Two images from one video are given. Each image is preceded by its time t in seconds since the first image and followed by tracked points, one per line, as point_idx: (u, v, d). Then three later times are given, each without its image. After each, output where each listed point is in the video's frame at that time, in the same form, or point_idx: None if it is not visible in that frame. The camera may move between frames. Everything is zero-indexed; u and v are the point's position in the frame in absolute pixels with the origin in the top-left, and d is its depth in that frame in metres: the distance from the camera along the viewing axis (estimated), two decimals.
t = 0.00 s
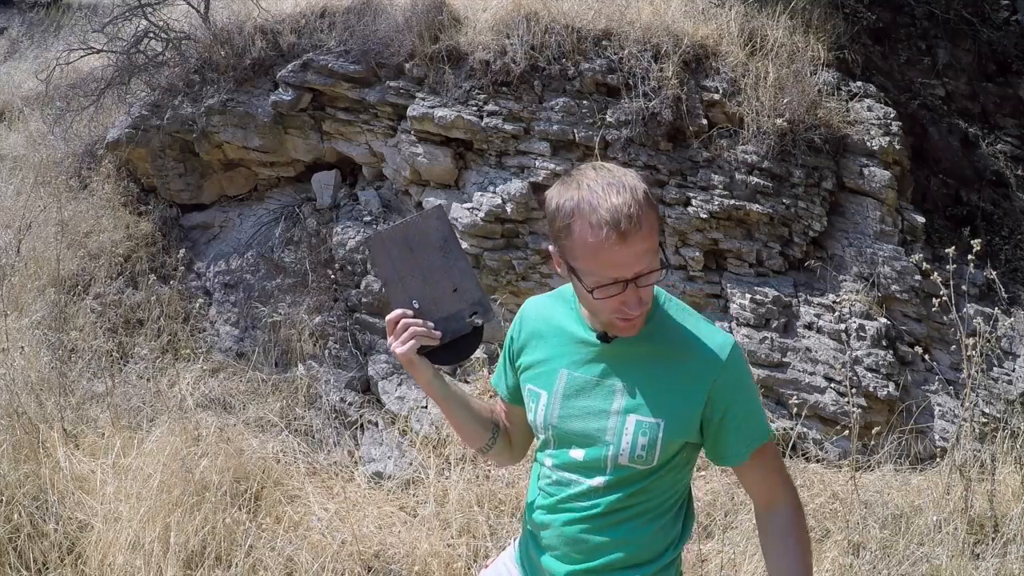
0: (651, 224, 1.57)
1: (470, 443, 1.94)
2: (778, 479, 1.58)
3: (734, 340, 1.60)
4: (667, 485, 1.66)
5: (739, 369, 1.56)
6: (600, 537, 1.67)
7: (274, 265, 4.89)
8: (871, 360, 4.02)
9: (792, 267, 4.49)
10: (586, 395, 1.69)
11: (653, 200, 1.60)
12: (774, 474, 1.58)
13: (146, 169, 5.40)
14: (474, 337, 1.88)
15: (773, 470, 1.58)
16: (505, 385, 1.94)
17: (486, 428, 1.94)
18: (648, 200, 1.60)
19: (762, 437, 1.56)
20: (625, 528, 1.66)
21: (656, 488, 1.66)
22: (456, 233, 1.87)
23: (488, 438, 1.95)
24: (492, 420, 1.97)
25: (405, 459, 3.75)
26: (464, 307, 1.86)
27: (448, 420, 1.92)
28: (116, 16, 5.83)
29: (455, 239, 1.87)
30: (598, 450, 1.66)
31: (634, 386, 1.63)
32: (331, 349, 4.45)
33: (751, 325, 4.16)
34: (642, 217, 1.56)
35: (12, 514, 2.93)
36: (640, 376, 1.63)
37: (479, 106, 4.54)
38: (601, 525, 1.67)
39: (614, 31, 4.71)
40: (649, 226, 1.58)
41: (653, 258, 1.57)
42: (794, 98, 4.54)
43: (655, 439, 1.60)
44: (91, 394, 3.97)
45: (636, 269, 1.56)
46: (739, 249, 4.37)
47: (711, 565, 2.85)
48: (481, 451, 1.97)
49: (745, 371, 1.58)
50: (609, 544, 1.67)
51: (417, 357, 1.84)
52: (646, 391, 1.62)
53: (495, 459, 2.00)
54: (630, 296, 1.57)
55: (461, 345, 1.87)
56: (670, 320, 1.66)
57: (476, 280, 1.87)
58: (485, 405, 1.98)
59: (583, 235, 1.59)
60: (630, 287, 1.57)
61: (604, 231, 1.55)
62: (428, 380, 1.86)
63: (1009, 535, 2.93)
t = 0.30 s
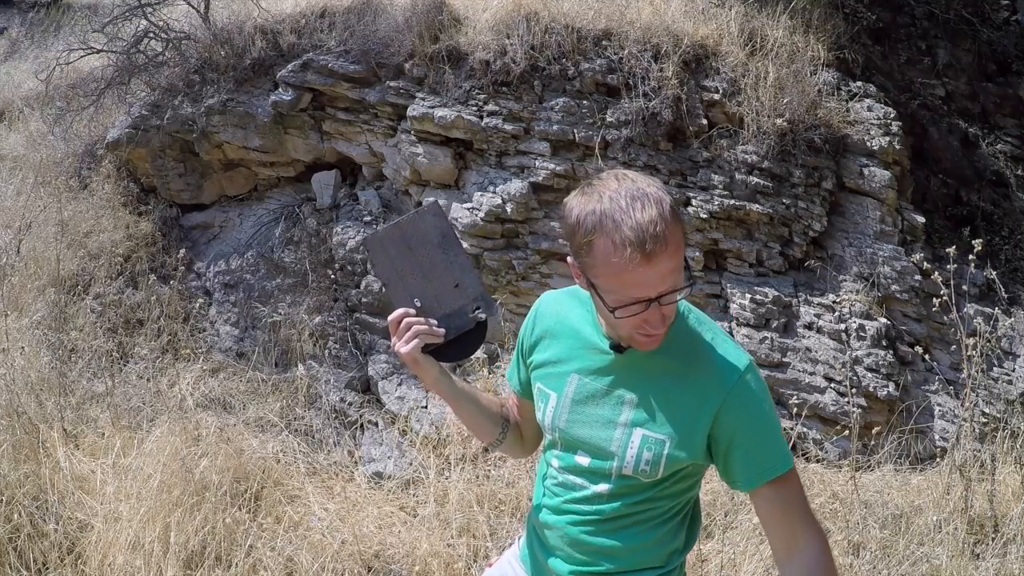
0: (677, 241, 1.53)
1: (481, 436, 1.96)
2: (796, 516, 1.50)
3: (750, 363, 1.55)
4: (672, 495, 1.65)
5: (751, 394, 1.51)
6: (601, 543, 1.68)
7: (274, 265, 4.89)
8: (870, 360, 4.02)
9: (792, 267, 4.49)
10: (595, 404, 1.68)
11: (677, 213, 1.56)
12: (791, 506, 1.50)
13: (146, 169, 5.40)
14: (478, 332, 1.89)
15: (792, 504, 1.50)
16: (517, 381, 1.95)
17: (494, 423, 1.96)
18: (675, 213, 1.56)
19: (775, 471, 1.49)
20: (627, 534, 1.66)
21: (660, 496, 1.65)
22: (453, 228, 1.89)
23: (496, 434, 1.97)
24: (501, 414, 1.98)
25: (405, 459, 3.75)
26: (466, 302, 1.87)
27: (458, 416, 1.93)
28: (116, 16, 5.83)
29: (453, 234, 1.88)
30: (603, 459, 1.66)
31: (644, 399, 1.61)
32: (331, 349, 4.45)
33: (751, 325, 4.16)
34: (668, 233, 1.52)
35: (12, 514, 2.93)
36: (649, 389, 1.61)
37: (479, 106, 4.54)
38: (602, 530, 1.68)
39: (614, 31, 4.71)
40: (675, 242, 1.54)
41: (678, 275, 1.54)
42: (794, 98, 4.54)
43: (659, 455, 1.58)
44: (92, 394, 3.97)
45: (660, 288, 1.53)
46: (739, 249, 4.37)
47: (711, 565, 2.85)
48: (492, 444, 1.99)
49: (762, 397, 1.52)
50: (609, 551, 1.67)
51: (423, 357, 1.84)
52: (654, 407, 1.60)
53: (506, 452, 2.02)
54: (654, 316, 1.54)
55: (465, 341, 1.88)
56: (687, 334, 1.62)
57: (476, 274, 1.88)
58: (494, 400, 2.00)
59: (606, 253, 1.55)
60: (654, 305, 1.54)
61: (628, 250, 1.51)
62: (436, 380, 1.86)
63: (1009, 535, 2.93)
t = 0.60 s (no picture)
0: (686, 248, 1.52)
1: (489, 429, 1.97)
2: (801, 533, 1.49)
3: (759, 374, 1.54)
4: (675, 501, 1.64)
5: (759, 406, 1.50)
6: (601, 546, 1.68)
7: (274, 265, 4.89)
8: (870, 360, 4.02)
9: (792, 267, 4.49)
10: (601, 406, 1.68)
11: (687, 220, 1.55)
12: (796, 519, 1.49)
13: (146, 169, 5.40)
14: (490, 324, 1.88)
15: (797, 520, 1.49)
16: (527, 377, 1.96)
17: (503, 415, 1.97)
18: (685, 220, 1.54)
19: (780, 486, 1.47)
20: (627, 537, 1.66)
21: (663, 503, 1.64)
22: (468, 219, 1.88)
23: (506, 425, 1.97)
24: (511, 408, 1.99)
25: (405, 459, 3.75)
26: (477, 294, 1.86)
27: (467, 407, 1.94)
28: (116, 16, 5.82)
29: (467, 225, 1.87)
30: (606, 461, 1.66)
31: (650, 404, 1.61)
32: (330, 349, 4.45)
33: (751, 325, 4.16)
34: (677, 241, 1.51)
35: (12, 514, 2.93)
36: (655, 395, 1.61)
37: (479, 106, 4.54)
38: (602, 532, 1.68)
39: (614, 31, 4.70)
40: (685, 250, 1.52)
41: (685, 284, 1.53)
42: (794, 98, 4.54)
43: (662, 461, 1.57)
44: (92, 394, 3.97)
45: (666, 296, 1.52)
46: (739, 249, 4.37)
47: (710, 565, 2.85)
48: (501, 437, 2.00)
49: (770, 409, 1.50)
50: (609, 554, 1.67)
51: (430, 347, 1.85)
52: (660, 412, 1.59)
53: (516, 446, 2.02)
54: (660, 324, 1.54)
55: (476, 333, 1.89)
56: (697, 341, 1.61)
57: (489, 267, 1.86)
58: (506, 394, 2.00)
59: (612, 259, 1.55)
60: (660, 313, 1.53)
61: (634, 258, 1.51)
62: (444, 369, 1.88)
63: (1009, 535, 2.93)
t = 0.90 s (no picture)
0: (688, 245, 1.52)
1: (491, 428, 1.97)
2: (804, 533, 1.49)
3: (762, 374, 1.53)
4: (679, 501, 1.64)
5: (762, 406, 1.49)
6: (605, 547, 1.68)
7: (274, 265, 4.89)
8: (870, 360, 4.02)
9: (792, 267, 4.49)
10: (604, 406, 1.68)
11: (689, 218, 1.55)
12: (799, 518, 1.49)
13: (146, 169, 5.40)
14: (491, 324, 1.87)
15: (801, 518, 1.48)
16: (530, 376, 1.96)
17: (505, 416, 1.97)
18: (687, 217, 1.55)
19: (784, 487, 1.47)
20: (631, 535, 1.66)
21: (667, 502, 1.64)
22: (468, 219, 1.87)
23: (507, 426, 1.97)
24: (513, 408, 1.99)
25: (405, 459, 3.74)
26: (477, 294, 1.85)
27: (469, 407, 1.94)
28: (116, 16, 5.82)
29: (467, 225, 1.87)
30: (608, 460, 1.66)
31: (653, 404, 1.61)
32: (331, 349, 4.45)
33: (751, 325, 4.16)
34: (679, 239, 1.51)
35: (12, 514, 2.93)
36: (658, 394, 1.61)
37: (479, 105, 4.54)
38: (605, 532, 1.68)
39: (614, 31, 4.71)
40: (686, 248, 1.52)
41: (687, 281, 1.53)
42: (794, 98, 4.54)
43: (665, 462, 1.57)
44: (92, 394, 3.97)
45: (668, 294, 1.51)
46: (738, 249, 4.37)
47: (711, 565, 2.85)
48: (503, 437, 2.00)
49: (773, 409, 1.49)
50: (612, 555, 1.67)
51: (432, 347, 1.86)
52: (663, 412, 1.59)
53: (518, 446, 2.02)
54: (662, 321, 1.53)
55: (477, 332, 1.89)
56: (701, 340, 1.60)
57: (489, 266, 1.85)
58: (507, 394, 2.00)
59: (613, 256, 1.55)
60: (663, 311, 1.52)
61: (635, 255, 1.51)
62: (448, 370, 1.88)
63: (1009, 535, 2.93)
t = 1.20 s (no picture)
0: (669, 236, 1.52)
1: (491, 432, 1.97)
2: (801, 523, 1.48)
3: (755, 366, 1.52)
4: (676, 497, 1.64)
5: (755, 398, 1.49)
6: (603, 544, 1.67)
7: (274, 265, 4.89)
8: (870, 360, 4.02)
9: (792, 267, 4.49)
10: (599, 401, 1.68)
11: (672, 209, 1.54)
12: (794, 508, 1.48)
13: (146, 169, 5.40)
14: (490, 327, 1.88)
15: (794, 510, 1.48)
16: (528, 377, 1.95)
17: (504, 418, 1.97)
18: (669, 209, 1.54)
19: (778, 479, 1.46)
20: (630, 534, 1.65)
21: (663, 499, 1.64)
22: (467, 223, 1.87)
23: (507, 429, 1.98)
24: (512, 411, 1.99)
25: (404, 459, 3.74)
26: (476, 298, 1.85)
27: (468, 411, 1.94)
28: (116, 16, 5.83)
29: (466, 229, 1.87)
30: (604, 456, 1.66)
31: (646, 398, 1.61)
32: (331, 349, 4.45)
33: (751, 325, 4.16)
34: (660, 229, 1.51)
35: (12, 514, 2.93)
36: (652, 388, 1.61)
37: (479, 106, 4.54)
38: (603, 530, 1.67)
39: (614, 31, 4.70)
40: (668, 239, 1.53)
41: (671, 271, 1.53)
42: (794, 98, 4.54)
43: (659, 456, 1.57)
44: (92, 394, 3.97)
45: (650, 285, 1.51)
46: (738, 249, 4.37)
47: (710, 565, 2.85)
48: (503, 440, 2.00)
49: (767, 401, 1.49)
50: (610, 552, 1.67)
51: (431, 351, 1.86)
52: (657, 406, 1.59)
53: (517, 450, 2.02)
54: (646, 312, 1.53)
55: (477, 336, 1.89)
56: (695, 334, 1.60)
57: (489, 270, 1.85)
58: (506, 398, 2.01)
59: (596, 249, 1.56)
60: (647, 302, 1.52)
61: (615, 246, 1.51)
62: (446, 373, 1.88)
63: (1009, 535, 2.93)
